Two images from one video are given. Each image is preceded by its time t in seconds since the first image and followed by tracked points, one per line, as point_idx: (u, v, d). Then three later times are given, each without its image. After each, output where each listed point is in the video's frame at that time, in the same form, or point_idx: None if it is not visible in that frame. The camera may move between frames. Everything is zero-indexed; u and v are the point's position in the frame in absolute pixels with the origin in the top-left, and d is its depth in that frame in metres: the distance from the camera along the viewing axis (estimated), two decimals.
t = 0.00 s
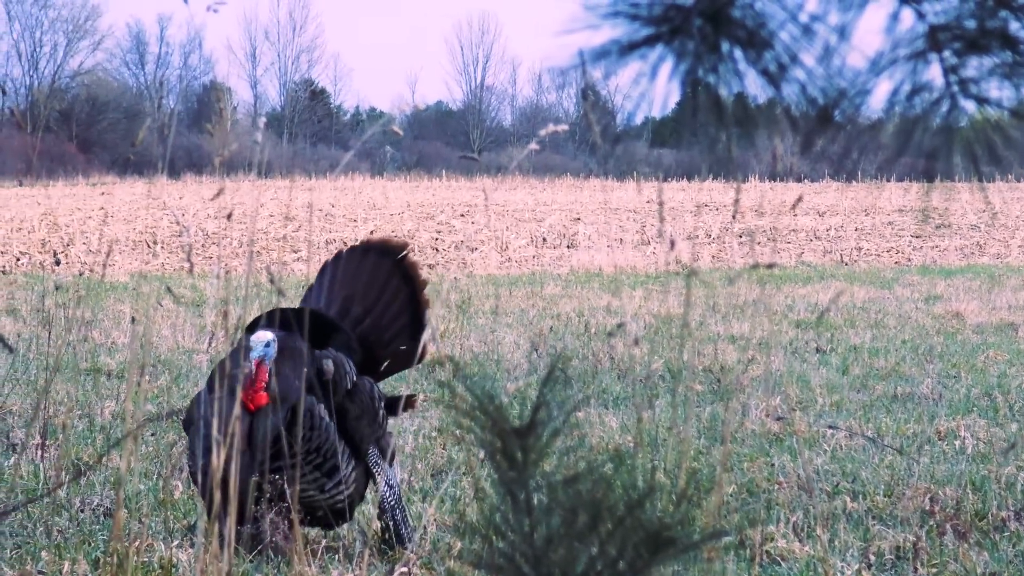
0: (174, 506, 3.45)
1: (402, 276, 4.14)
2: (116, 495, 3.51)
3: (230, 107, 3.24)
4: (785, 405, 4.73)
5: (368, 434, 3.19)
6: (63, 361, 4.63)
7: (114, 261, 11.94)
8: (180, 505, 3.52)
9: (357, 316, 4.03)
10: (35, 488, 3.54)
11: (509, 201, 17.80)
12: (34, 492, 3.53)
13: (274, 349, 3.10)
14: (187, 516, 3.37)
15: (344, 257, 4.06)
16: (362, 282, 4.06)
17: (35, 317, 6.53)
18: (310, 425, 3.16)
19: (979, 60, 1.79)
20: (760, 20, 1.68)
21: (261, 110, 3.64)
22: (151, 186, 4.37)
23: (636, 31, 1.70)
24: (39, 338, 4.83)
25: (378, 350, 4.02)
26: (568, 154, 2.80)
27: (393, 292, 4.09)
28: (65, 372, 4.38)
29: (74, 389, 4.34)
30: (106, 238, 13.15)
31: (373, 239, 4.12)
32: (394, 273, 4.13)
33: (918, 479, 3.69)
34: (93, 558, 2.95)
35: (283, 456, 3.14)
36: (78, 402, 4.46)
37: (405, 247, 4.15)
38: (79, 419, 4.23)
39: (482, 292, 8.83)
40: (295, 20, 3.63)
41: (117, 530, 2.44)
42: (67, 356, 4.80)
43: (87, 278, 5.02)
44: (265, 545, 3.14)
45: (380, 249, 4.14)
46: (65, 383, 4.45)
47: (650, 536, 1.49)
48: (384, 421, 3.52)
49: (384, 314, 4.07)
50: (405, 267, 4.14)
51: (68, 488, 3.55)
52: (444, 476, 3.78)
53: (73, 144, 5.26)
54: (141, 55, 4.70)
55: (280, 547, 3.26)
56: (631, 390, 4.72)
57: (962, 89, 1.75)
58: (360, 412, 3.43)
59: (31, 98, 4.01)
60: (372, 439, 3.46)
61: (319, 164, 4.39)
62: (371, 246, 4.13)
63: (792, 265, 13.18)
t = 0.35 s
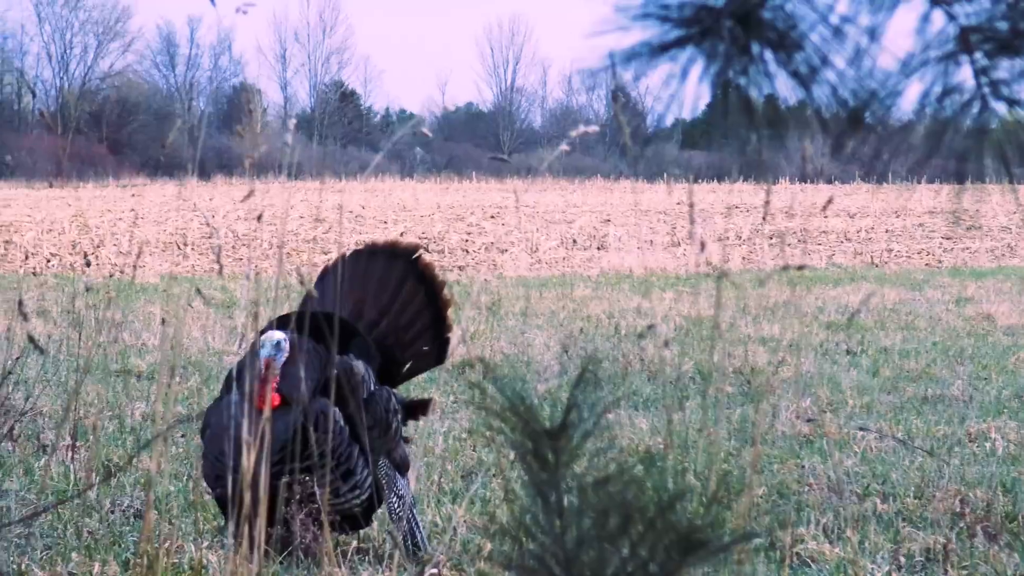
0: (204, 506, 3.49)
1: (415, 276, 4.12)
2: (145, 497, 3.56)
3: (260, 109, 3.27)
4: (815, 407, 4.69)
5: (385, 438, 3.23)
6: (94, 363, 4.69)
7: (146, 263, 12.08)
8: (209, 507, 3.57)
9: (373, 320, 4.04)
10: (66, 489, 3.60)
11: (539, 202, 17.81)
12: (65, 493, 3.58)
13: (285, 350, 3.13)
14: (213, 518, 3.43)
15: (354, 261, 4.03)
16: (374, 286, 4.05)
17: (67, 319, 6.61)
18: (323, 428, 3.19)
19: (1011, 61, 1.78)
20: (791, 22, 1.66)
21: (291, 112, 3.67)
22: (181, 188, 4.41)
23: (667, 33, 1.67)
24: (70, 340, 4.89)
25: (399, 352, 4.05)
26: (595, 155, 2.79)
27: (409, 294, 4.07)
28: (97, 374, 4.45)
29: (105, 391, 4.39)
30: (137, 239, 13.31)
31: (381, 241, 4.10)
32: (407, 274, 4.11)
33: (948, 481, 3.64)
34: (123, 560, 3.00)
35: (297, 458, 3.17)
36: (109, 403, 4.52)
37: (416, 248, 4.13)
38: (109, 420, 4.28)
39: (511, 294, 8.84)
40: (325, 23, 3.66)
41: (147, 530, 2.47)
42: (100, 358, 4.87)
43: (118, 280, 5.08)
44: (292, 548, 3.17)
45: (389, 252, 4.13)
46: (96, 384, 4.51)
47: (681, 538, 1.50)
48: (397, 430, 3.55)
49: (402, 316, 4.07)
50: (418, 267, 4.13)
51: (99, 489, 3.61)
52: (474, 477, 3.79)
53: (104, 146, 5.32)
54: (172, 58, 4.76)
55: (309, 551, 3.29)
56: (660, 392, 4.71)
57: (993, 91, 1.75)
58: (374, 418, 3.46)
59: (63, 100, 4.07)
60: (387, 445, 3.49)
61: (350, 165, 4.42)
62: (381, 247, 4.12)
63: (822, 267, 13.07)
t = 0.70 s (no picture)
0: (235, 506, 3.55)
1: (436, 275, 4.12)
2: (175, 498, 3.64)
3: (293, 109, 3.30)
4: (847, 408, 4.65)
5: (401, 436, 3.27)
6: (127, 363, 4.76)
7: (179, 264, 12.24)
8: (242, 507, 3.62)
9: (393, 318, 4.07)
10: (97, 490, 3.67)
11: (571, 203, 17.79)
12: (97, 495, 3.64)
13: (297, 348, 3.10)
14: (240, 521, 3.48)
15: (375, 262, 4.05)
16: (396, 286, 4.06)
17: (101, 319, 6.71)
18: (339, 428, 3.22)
19: None
20: (822, 23, 1.63)
21: (322, 112, 3.70)
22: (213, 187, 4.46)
23: (699, 34, 1.66)
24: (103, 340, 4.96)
25: (418, 353, 4.11)
26: (627, 155, 2.79)
27: (429, 294, 4.09)
28: (129, 376, 4.51)
29: (137, 392, 4.46)
30: (169, 240, 13.47)
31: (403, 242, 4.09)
32: (428, 274, 4.11)
33: (981, 482, 3.61)
34: (155, 560, 3.07)
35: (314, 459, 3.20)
36: (141, 404, 4.59)
37: (437, 248, 4.10)
38: (141, 421, 4.35)
39: (542, 295, 8.85)
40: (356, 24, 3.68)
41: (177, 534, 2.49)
42: (132, 358, 4.94)
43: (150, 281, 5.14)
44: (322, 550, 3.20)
45: (411, 251, 4.11)
46: (128, 385, 4.57)
47: (713, 540, 1.50)
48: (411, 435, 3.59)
49: (422, 316, 4.10)
50: (439, 268, 4.12)
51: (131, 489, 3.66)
52: (506, 478, 3.80)
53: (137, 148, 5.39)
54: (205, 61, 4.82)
55: (340, 552, 3.32)
56: (692, 394, 4.69)
57: None
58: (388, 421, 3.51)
59: (97, 103, 4.13)
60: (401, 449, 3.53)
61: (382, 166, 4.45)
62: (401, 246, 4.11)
63: (855, 267, 12.96)
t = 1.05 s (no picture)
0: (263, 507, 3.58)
1: (459, 278, 4.12)
2: (204, 498, 3.68)
3: (321, 111, 3.32)
4: (875, 408, 4.61)
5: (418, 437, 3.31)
6: (156, 364, 4.82)
7: (207, 265, 12.35)
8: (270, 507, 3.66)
9: (415, 320, 4.10)
10: (126, 491, 3.72)
11: (598, 203, 17.76)
12: (126, 495, 3.69)
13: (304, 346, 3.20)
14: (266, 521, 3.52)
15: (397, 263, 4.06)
16: (417, 289, 4.08)
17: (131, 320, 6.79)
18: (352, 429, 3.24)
19: None
20: (851, 23, 1.63)
21: (351, 113, 3.74)
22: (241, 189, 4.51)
23: (727, 35, 1.65)
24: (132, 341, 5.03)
25: (439, 356, 4.14)
26: (656, 155, 2.79)
27: (451, 298, 4.10)
28: (158, 377, 4.57)
29: (166, 393, 4.51)
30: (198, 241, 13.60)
31: (425, 244, 4.08)
32: (450, 276, 4.11)
33: (1011, 483, 3.58)
34: (183, 561, 3.12)
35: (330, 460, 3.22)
36: (170, 404, 4.64)
37: (459, 251, 4.08)
38: (170, 422, 4.40)
39: (569, 295, 8.85)
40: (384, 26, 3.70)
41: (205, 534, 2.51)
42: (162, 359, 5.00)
43: (179, 283, 5.20)
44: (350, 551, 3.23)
45: (432, 253, 4.09)
46: (156, 386, 4.63)
47: (742, 540, 1.50)
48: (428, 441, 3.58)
49: (444, 320, 4.12)
50: (461, 271, 4.10)
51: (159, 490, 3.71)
52: (534, 478, 3.82)
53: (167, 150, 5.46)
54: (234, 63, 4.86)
55: (369, 552, 3.36)
56: (720, 395, 4.68)
57: None
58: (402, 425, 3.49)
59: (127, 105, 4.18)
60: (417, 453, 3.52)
61: (411, 167, 4.48)
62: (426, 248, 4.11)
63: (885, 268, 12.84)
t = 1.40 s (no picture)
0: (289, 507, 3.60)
1: (476, 276, 4.15)
2: (230, 500, 3.72)
3: (347, 112, 3.34)
4: (901, 410, 4.57)
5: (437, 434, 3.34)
6: (182, 365, 4.87)
7: (233, 267, 12.44)
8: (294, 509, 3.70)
9: (433, 318, 4.11)
10: (151, 492, 3.76)
11: (623, 205, 17.73)
12: (152, 496, 3.73)
13: (323, 347, 3.22)
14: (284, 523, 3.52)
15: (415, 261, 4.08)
16: (435, 286, 4.10)
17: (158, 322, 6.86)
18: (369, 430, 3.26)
19: None
20: (877, 24, 1.62)
21: (376, 114, 3.76)
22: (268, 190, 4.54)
23: (754, 36, 1.65)
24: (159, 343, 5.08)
25: (458, 356, 4.12)
26: (681, 156, 2.78)
27: (468, 295, 4.12)
28: (184, 379, 4.61)
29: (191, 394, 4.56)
30: (223, 243, 13.71)
31: (442, 242, 4.11)
32: (467, 274, 4.14)
33: None
34: (208, 562, 3.15)
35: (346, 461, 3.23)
36: (196, 406, 4.69)
37: (476, 247, 4.11)
38: (195, 423, 4.45)
39: (595, 296, 8.85)
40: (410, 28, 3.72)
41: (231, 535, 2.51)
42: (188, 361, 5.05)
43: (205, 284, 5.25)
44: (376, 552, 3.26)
45: (449, 250, 4.13)
46: (182, 388, 4.68)
47: (768, 542, 1.50)
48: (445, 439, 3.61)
49: (462, 318, 4.13)
50: (478, 268, 4.13)
51: (185, 491, 3.74)
52: (560, 480, 3.82)
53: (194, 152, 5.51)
54: (259, 66, 4.90)
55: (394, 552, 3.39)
56: (746, 396, 4.66)
57: None
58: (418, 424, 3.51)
59: (154, 108, 4.22)
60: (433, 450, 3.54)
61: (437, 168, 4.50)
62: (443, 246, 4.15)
63: (912, 269, 12.71)
